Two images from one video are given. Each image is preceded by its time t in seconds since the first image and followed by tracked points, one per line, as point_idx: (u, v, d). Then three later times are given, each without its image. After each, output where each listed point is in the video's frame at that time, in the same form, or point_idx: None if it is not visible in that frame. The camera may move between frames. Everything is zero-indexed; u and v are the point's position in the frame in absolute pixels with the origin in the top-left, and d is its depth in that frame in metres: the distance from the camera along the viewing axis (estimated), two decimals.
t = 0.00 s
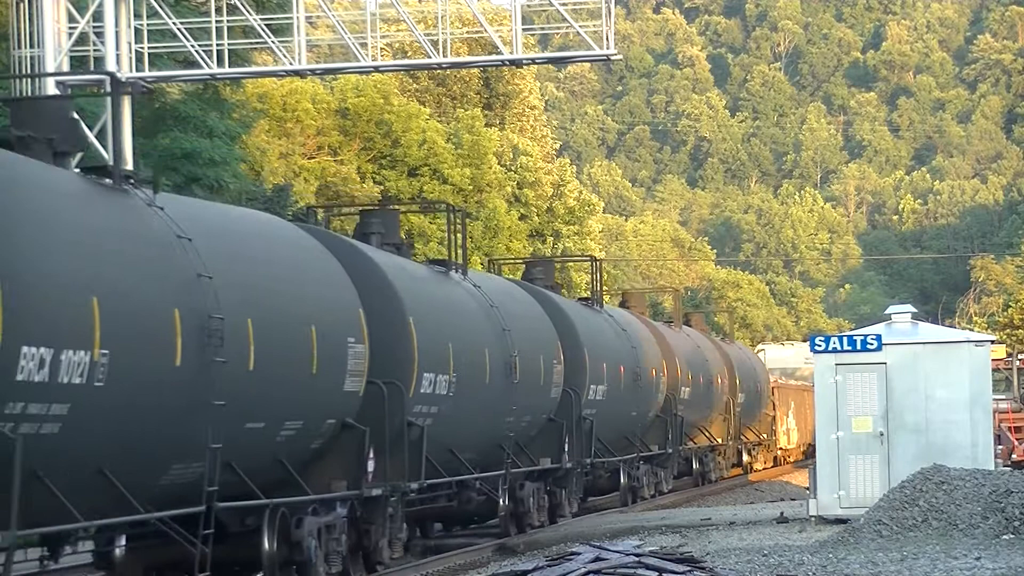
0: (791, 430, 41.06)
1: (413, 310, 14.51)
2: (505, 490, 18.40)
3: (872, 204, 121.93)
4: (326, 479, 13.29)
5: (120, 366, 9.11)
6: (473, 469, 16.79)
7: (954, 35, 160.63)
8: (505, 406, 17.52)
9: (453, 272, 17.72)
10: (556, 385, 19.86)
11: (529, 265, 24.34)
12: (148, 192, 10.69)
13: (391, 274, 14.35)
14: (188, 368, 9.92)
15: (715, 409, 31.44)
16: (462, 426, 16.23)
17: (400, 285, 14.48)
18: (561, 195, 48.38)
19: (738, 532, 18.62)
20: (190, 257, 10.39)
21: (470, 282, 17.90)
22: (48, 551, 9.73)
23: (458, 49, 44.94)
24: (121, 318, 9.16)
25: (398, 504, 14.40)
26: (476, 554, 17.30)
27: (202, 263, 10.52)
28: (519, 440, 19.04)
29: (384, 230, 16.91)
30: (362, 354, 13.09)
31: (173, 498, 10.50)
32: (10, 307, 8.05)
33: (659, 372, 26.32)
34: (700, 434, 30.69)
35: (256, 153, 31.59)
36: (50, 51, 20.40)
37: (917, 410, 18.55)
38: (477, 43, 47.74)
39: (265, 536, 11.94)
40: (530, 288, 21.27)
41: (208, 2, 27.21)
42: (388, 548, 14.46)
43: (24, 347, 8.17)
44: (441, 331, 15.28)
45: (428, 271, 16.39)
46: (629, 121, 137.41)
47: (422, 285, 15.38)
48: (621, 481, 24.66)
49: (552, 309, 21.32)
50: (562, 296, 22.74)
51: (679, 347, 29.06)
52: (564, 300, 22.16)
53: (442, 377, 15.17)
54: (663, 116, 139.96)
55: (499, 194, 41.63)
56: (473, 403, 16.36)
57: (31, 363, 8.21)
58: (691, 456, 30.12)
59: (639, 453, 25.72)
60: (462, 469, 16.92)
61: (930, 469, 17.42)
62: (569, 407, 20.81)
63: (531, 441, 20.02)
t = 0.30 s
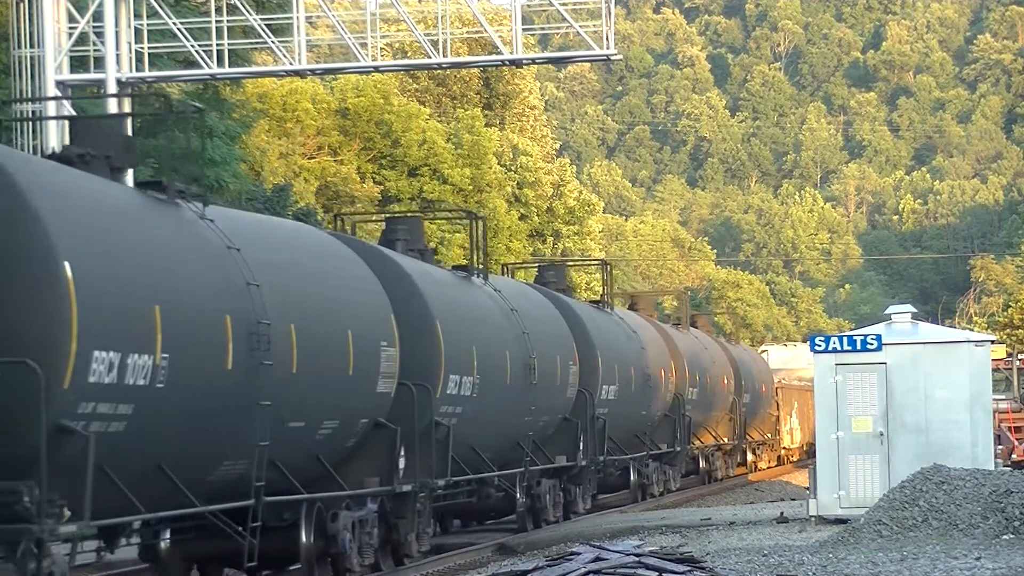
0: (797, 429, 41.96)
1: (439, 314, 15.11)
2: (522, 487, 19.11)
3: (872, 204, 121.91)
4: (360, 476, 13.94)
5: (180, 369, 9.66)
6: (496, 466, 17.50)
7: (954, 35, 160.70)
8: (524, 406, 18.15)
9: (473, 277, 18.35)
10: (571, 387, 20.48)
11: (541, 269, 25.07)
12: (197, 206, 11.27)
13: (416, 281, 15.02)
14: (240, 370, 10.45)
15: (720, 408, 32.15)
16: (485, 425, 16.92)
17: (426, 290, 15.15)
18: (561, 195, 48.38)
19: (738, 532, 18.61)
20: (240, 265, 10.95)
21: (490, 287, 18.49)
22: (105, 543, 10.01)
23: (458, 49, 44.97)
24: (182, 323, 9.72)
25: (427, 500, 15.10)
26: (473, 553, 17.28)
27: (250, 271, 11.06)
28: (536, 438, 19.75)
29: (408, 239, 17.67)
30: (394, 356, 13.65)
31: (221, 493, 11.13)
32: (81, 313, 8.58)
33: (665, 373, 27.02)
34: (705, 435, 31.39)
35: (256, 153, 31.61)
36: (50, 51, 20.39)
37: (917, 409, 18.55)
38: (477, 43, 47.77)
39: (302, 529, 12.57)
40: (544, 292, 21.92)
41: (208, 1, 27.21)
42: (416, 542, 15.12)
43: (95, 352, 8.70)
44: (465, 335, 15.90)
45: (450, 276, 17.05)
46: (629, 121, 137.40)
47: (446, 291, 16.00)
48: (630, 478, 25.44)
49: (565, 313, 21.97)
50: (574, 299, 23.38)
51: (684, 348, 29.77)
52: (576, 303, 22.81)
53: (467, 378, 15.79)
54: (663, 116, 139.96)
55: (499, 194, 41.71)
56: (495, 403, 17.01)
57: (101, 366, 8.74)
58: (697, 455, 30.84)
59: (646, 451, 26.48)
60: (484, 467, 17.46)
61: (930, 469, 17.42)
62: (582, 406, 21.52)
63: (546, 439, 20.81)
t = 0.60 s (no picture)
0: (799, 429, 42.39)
1: (464, 320, 15.89)
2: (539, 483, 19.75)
3: (872, 204, 121.90)
4: (391, 472, 14.74)
5: (230, 374, 10.52)
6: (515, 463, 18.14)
7: (954, 35, 160.78)
8: (540, 406, 18.86)
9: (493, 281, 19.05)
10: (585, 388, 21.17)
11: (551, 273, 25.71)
12: (242, 217, 12.05)
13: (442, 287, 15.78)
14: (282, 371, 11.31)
15: (728, 409, 32.62)
16: (505, 424, 17.62)
17: (452, 296, 15.90)
18: (561, 195, 48.36)
19: (738, 532, 18.61)
20: (283, 274, 11.77)
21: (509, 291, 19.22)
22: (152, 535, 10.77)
23: (458, 49, 44.98)
24: (233, 331, 10.56)
25: (453, 496, 15.87)
26: (474, 554, 17.26)
27: (292, 279, 11.91)
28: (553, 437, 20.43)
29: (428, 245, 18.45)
30: (423, 359, 14.55)
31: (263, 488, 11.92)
32: (144, 320, 9.39)
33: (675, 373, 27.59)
34: (715, 435, 31.81)
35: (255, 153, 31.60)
36: (50, 51, 20.40)
37: (917, 410, 18.55)
38: (477, 43, 47.77)
39: (336, 522, 13.45)
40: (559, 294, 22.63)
41: (208, 1, 27.22)
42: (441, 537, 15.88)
43: (156, 357, 9.53)
44: (487, 337, 16.64)
45: (472, 280, 17.76)
46: (629, 121, 137.38)
47: (469, 295, 16.75)
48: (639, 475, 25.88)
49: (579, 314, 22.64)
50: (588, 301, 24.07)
51: (694, 348, 30.31)
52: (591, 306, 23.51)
53: (489, 380, 16.53)
54: (664, 116, 139.95)
55: (499, 194, 41.71)
56: (515, 403, 17.72)
57: (162, 370, 9.59)
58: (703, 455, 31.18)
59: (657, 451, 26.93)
60: (503, 465, 18.11)
61: (930, 469, 17.42)
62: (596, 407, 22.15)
63: (563, 437, 21.32)
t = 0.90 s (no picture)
0: (802, 428, 42.62)
1: (484, 323, 17.00)
2: (554, 481, 20.58)
3: (872, 204, 121.87)
4: (418, 470, 15.82)
5: (275, 376, 11.45)
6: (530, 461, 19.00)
7: (955, 35, 160.78)
8: (555, 406, 19.75)
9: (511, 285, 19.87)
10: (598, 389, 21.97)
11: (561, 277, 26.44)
12: (283, 227, 13.10)
13: (460, 295, 16.87)
14: (324, 372, 12.43)
15: (736, 410, 33.07)
16: (522, 423, 18.52)
17: (472, 303, 16.95)
18: (560, 195, 48.32)
19: (738, 532, 18.62)
20: (323, 283, 12.86)
21: (526, 294, 20.03)
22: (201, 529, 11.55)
23: (458, 49, 44.99)
24: (278, 336, 11.53)
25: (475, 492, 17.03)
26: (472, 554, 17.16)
27: (331, 287, 13.03)
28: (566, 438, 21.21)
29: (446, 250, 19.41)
30: (448, 361, 15.76)
31: (307, 484, 13.05)
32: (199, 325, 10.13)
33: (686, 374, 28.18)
34: (725, 434, 32.15)
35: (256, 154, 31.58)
36: (50, 51, 20.39)
37: (917, 410, 18.54)
38: (477, 43, 47.77)
39: (368, 518, 14.45)
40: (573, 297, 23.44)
41: (208, 1, 27.19)
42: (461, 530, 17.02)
43: (210, 362, 10.32)
44: (505, 340, 17.57)
45: (490, 285, 18.64)
46: (629, 121, 137.36)
47: (488, 301, 17.72)
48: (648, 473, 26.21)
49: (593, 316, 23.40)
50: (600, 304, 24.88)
51: (704, 350, 30.90)
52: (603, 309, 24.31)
53: (507, 381, 17.49)
54: (664, 116, 139.94)
55: (499, 194, 41.71)
56: (531, 403, 18.63)
57: (215, 373, 10.40)
58: (711, 455, 31.31)
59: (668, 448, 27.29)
60: (519, 462, 19.02)
61: (930, 469, 17.41)
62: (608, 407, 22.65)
63: (577, 437, 21.93)
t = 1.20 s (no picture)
0: (805, 428, 42.77)
1: (505, 331, 17.39)
2: (568, 479, 20.69)
3: (871, 204, 121.90)
4: (443, 468, 16.34)
5: (317, 379, 11.92)
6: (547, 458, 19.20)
7: (954, 36, 160.87)
8: (571, 407, 20.02)
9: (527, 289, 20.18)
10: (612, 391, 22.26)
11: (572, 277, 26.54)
12: (320, 236, 13.61)
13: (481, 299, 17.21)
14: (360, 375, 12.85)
15: (740, 409, 33.13)
16: (539, 423, 18.82)
17: (492, 308, 17.31)
18: (560, 195, 48.33)
19: (738, 532, 18.62)
20: (358, 290, 13.35)
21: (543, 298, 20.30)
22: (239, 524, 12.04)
23: (458, 49, 45.01)
24: (319, 340, 12.01)
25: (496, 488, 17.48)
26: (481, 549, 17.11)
27: (365, 295, 13.50)
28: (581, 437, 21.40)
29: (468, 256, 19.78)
30: (471, 364, 16.16)
31: (342, 483, 13.56)
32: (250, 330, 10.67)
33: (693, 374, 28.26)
34: (728, 433, 32.21)
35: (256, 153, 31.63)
36: (50, 51, 20.37)
37: (917, 410, 18.54)
38: (477, 43, 47.79)
39: (395, 514, 14.94)
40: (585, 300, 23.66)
41: (208, 1, 27.19)
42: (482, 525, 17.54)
43: (260, 364, 10.86)
44: (524, 342, 17.91)
45: (508, 289, 18.94)
46: (629, 121, 137.39)
47: (507, 304, 18.08)
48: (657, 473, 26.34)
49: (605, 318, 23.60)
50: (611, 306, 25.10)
51: (710, 350, 31.00)
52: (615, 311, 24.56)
53: (525, 383, 17.82)
54: (664, 116, 139.93)
55: (499, 194, 41.72)
56: (548, 404, 18.96)
57: (263, 375, 10.93)
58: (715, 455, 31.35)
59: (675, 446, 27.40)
60: (534, 459, 19.09)
61: (930, 469, 17.41)
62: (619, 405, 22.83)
63: (591, 435, 21.99)
